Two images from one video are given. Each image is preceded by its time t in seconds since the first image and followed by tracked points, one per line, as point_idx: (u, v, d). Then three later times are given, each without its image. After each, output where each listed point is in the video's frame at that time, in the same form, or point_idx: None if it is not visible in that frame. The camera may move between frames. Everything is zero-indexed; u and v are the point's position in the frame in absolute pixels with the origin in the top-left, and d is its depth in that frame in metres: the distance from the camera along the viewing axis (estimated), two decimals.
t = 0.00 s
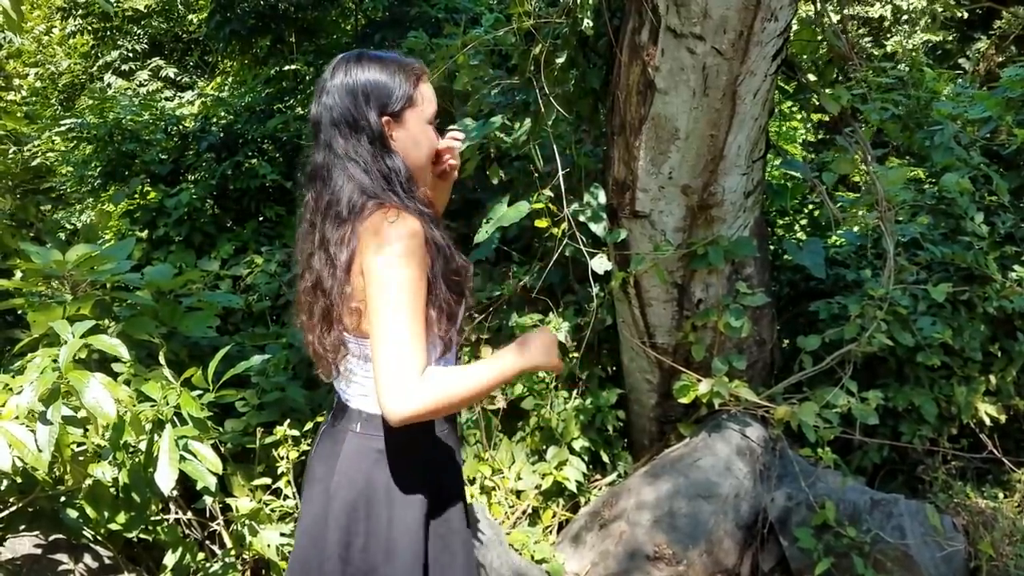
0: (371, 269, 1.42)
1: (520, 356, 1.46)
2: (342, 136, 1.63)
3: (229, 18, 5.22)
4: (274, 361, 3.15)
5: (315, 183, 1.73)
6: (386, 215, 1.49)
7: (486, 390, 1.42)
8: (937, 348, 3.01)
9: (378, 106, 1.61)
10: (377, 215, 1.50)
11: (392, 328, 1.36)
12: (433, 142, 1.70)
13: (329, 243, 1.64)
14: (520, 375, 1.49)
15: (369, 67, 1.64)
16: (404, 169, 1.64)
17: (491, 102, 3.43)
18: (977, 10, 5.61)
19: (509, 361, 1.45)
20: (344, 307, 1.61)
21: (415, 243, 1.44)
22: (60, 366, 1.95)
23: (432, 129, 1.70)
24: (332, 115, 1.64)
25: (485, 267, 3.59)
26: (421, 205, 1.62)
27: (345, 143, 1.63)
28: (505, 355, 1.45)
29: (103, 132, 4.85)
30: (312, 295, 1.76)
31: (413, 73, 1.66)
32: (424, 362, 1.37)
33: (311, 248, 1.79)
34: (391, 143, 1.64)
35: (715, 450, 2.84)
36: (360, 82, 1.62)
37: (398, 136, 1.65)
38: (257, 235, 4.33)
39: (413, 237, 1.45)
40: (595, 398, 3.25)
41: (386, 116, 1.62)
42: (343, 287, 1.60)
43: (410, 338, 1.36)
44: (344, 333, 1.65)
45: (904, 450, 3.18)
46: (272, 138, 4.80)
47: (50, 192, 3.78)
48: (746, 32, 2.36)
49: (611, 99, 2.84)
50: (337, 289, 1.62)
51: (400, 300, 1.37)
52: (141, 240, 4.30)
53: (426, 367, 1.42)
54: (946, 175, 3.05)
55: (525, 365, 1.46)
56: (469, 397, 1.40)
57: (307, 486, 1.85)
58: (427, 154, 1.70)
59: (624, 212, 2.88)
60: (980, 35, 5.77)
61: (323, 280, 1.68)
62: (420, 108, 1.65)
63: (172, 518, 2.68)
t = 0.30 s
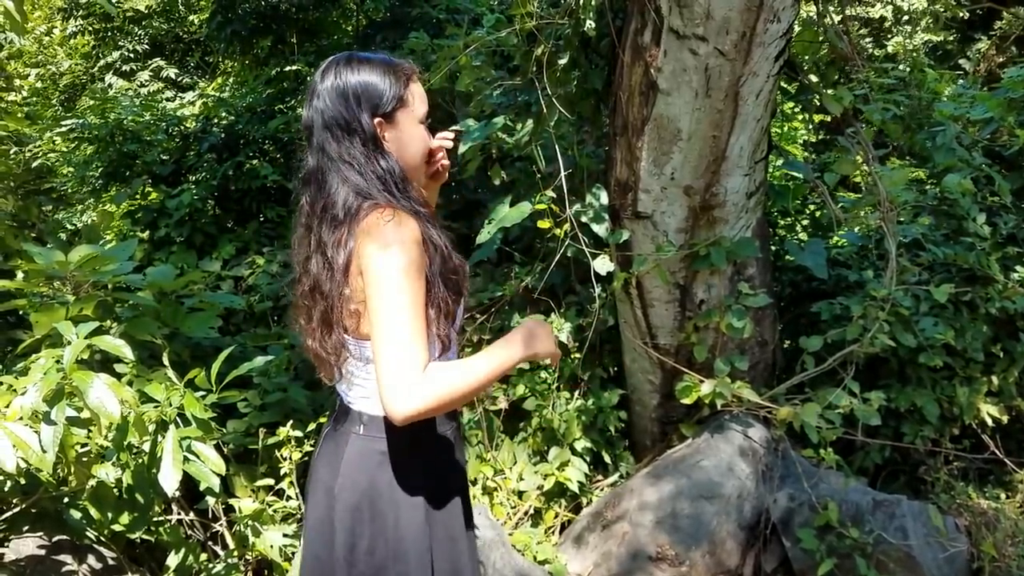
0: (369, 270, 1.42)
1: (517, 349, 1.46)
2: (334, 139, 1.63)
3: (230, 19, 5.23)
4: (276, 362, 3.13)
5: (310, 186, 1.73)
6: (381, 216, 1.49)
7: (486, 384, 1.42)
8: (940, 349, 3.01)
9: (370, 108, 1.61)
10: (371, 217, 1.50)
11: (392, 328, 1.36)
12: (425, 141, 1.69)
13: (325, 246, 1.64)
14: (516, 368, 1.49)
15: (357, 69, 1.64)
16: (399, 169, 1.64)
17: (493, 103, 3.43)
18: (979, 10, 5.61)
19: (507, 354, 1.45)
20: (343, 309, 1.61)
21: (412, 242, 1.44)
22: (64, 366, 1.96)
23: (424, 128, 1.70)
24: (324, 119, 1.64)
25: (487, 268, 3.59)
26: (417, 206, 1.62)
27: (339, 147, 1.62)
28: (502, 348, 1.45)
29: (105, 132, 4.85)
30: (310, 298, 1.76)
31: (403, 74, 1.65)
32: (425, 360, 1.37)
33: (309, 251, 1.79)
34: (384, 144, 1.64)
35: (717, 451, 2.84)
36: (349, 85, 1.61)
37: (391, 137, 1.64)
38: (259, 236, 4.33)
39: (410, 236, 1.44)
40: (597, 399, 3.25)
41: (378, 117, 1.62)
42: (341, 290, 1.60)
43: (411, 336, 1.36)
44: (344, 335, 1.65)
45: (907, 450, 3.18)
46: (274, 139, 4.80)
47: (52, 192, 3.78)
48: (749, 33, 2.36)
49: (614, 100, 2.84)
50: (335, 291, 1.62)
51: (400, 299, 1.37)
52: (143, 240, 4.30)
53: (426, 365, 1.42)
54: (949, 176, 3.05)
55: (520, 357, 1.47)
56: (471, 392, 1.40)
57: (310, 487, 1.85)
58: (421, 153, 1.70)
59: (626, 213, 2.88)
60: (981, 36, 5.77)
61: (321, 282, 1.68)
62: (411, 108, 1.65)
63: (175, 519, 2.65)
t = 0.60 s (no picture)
0: (375, 268, 1.42)
1: (519, 348, 1.46)
2: (339, 139, 1.64)
3: (234, 19, 5.24)
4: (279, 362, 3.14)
5: (314, 186, 1.73)
6: (386, 214, 1.49)
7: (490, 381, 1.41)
8: (944, 350, 3.00)
9: (375, 107, 1.62)
10: (377, 214, 1.50)
11: (398, 326, 1.36)
12: (429, 139, 1.70)
13: (331, 245, 1.64)
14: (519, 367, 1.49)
15: (362, 69, 1.64)
16: (403, 168, 1.64)
17: (497, 103, 3.43)
18: (982, 11, 5.61)
19: (510, 353, 1.44)
20: (349, 307, 1.61)
21: (417, 239, 1.44)
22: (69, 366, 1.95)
23: (428, 127, 1.70)
24: (329, 119, 1.64)
25: (490, 268, 3.59)
26: (422, 203, 1.63)
27: (344, 146, 1.63)
28: (505, 347, 1.44)
29: (108, 133, 4.86)
30: (316, 298, 1.76)
31: (407, 73, 1.66)
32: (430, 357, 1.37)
33: (314, 251, 1.79)
34: (389, 143, 1.64)
35: (722, 452, 2.84)
36: (354, 85, 1.61)
37: (395, 136, 1.65)
38: (261, 236, 4.33)
39: (415, 235, 1.44)
40: (600, 399, 3.25)
41: (383, 116, 1.63)
42: (347, 287, 1.60)
43: (416, 334, 1.36)
44: (350, 333, 1.65)
45: (911, 451, 3.18)
46: (276, 139, 4.81)
47: (55, 193, 3.79)
48: (754, 33, 2.36)
49: (618, 100, 2.84)
50: (341, 289, 1.62)
51: (405, 296, 1.37)
52: (146, 241, 4.30)
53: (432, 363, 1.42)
54: (953, 177, 3.05)
55: (522, 356, 1.46)
56: (475, 389, 1.40)
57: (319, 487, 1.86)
58: (426, 152, 1.70)
59: (630, 213, 2.87)
60: (985, 36, 5.77)
61: (327, 281, 1.68)
62: (415, 107, 1.66)
63: (178, 519, 2.64)
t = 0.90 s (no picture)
0: (392, 264, 1.42)
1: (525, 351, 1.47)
2: (355, 143, 1.64)
3: (240, 20, 5.20)
4: (285, 363, 3.15)
5: (331, 190, 1.74)
6: (402, 213, 1.49)
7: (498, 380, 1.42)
8: (950, 352, 2.99)
9: (390, 110, 1.62)
10: (393, 215, 1.50)
11: (413, 320, 1.36)
12: (445, 141, 1.70)
13: (346, 247, 1.65)
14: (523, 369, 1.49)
15: (376, 72, 1.65)
16: (420, 170, 1.64)
17: (502, 105, 3.43)
18: (989, 12, 5.58)
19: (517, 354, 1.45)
20: (365, 307, 1.62)
21: (434, 237, 1.45)
22: (75, 368, 1.96)
23: (443, 128, 1.70)
24: (345, 123, 1.65)
25: (495, 269, 3.59)
26: (438, 204, 1.63)
27: (359, 149, 1.63)
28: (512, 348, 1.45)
29: (114, 134, 4.88)
30: (330, 298, 1.77)
31: (420, 75, 1.65)
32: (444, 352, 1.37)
33: (330, 253, 1.80)
34: (405, 145, 1.64)
35: (727, 454, 2.83)
36: (369, 88, 1.62)
37: (411, 138, 1.65)
38: (267, 237, 4.34)
39: (431, 232, 1.45)
40: (605, 401, 3.25)
41: (398, 119, 1.63)
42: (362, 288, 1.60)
43: (431, 328, 1.36)
44: (365, 332, 1.66)
45: (917, 453, 3.16)
46: (281, 141, 4.84)
47: (61, 193, 3.80)
48: (760, 34, 2.35)
49: (623, 102, 2.83)
50: (358, 290, 1.63)
51: (422, 292, 1.38)
52: (151, 242, 4.32)
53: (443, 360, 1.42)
54: (960, 178, 3.03)
55: (527, 358, 1.47)
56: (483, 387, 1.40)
57: (326, 487, 1.86)
58: (442, 153, 1.70)
59: (636, 215, 2.87)
60: (991, 37, 5.76)
61: (342, 281, 1.68)
62: (430, 108, 1.65)
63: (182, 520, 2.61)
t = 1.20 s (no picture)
0: (409, 260, 1.47)
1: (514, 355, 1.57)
2: (374, 143, 1.69)
3: (243, 21, 5.24)
4: (288, 364, 3.15)
5: (347, 190, 1.78)
6: (422, 209, 1.55)
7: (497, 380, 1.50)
8: (954, 354, 2.98)
9: (410, 114, 1.67)
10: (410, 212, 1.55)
11: (429, 315, 1.41)
12: (462, 146, 1.75)
13: (359, 244, 1.68)
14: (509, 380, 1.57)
15: (398, 77, 1.70)
16: (438, 173, 1.69)
17: (506, 106, 3.43)
18: (994, 12, 5.56)
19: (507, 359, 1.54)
20: (377, 300, 1.65)
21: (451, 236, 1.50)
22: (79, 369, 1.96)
23: (460, 134, 1.76)
24: (365, 124, 1.70)
25: (498, 270, 3.59)
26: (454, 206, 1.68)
27: (378, 149, 1.67)
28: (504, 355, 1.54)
29: (118, 135, 4.89)
30: (339, 295, 1.80)
31: (440, 81, 1.71)
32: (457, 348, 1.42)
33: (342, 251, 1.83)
34: (424, 148, 1.70)
35: (731, 455, 2.83)
36: (391, 92, 1.67)
37: (430, 142, 1.70)
38: (270, 238, 4.35)
39: (448, 231, 1.50)
40: (608, 402, 3.25)
41: (419, 122, 1.68)
42: (374, 281, 1.64)
43: (445, 325, 1.41)
44: (374, 327, 1.68)
45: (920, 455, 3.15)
46: (285, 141, 4.81)
47: (65, 194, 3.81)
48: (763, 36, 2.35)
49: (626, 103, 2.83)
50: (371, 286, 1.65)
51: (437, 290, 1.43)
52: (155, 242, 4.32)
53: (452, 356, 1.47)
54: (964, 180, 3.02)
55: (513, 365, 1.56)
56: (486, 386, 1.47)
57: (331, 486, 1.86)
58: (457, 158, 1.76)
59: (639, 216, 2.87)
60: (995, 38, 5.75)
61: (353, 277, 1.71)
62: (448, 114, 1.71)
63: (186, 521, 2.63)
